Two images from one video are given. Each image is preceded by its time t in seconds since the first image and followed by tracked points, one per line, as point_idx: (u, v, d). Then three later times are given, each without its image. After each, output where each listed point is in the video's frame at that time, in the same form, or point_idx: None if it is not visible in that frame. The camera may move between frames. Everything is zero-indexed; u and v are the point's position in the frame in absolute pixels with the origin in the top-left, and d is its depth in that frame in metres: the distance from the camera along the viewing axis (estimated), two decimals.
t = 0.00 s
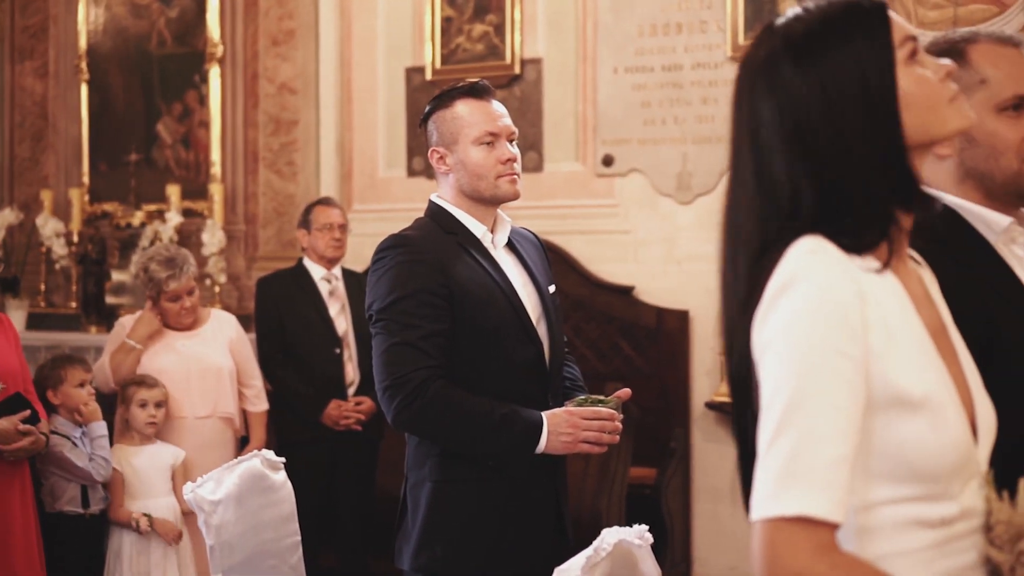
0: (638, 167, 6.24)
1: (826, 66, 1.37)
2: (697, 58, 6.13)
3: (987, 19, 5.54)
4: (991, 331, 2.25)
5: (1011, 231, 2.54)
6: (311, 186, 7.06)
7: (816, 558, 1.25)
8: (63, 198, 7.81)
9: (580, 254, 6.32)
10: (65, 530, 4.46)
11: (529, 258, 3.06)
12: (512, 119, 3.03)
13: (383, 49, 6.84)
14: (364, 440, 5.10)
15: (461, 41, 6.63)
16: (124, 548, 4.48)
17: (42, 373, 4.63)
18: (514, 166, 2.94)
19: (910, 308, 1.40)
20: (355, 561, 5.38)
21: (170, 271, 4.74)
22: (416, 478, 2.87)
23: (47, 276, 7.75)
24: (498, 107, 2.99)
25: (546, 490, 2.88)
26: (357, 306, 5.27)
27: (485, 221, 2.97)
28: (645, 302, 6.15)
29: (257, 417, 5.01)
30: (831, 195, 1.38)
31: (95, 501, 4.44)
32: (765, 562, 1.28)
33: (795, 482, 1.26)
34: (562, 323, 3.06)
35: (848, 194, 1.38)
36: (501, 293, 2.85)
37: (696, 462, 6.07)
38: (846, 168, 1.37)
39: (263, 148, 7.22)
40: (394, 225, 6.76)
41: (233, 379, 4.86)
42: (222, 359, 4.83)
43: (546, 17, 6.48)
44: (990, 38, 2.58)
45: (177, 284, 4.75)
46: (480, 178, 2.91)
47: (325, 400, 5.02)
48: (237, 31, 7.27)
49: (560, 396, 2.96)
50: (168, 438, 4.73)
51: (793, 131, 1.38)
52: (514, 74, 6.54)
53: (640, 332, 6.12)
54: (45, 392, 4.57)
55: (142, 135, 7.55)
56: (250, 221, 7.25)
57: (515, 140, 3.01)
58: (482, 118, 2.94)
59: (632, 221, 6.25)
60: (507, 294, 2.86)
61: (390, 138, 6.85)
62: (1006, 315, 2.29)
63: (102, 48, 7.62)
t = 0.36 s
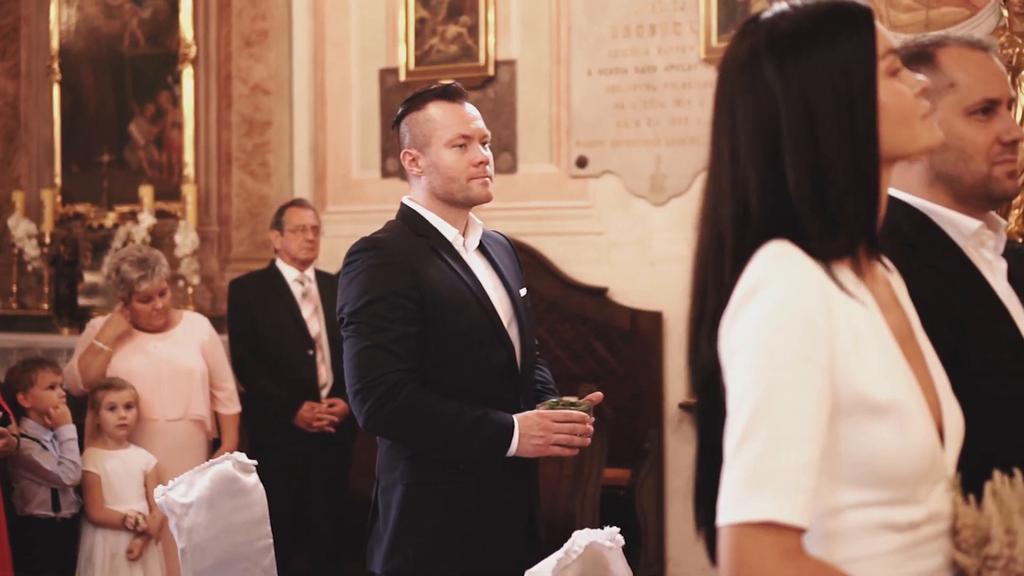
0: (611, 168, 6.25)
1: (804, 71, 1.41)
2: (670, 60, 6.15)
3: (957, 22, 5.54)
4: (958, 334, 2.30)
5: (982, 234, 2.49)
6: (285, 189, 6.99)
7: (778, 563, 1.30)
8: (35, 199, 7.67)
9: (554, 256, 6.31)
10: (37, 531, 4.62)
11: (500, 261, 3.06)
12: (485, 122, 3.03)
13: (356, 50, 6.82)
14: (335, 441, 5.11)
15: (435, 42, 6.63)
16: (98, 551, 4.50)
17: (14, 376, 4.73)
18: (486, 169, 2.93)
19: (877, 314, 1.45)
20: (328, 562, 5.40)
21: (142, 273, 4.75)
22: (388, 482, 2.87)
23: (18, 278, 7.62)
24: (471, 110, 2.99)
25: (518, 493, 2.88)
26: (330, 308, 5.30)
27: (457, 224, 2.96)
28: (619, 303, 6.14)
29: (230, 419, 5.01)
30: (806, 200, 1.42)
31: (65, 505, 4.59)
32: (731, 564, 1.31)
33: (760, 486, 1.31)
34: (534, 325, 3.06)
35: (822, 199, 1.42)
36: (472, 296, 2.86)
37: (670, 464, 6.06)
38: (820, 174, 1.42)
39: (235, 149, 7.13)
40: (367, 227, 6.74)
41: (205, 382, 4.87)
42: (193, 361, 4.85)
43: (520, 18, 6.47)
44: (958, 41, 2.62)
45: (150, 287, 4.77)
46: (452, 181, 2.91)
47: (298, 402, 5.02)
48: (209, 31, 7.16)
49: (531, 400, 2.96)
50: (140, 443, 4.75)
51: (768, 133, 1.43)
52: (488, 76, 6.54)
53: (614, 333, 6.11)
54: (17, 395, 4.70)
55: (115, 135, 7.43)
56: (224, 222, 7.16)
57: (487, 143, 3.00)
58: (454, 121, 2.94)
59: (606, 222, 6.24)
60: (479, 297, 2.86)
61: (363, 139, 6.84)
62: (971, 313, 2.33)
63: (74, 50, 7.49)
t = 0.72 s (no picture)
0: (585, 169, 6.26)
1: (775, 76, 1.42)
2: (644, 61, 6.21)
3: (929, 24, 5.76)
4: (927, 339, 2.26)
5: (951, 238, 2.47)
6: (259, 189, 6.97)
7: (745, 567, 1.31)
8: (6, 200, 7.53)
9: (528, 256, 6.32)
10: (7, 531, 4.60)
11: (471, 263, 3.06)
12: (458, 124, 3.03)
13: (331, 50, 6.84)
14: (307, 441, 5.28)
15: (409, 42, 6.63)
16: (68, 556, 4.56)
17: None
18: (459, 170, 2.93)
19: (847, 318, 1.46)
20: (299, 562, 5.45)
21: (115, 268, 4.78)
22: (359, 483, 2.87)
23: None
24: (444, 112, 2.99)
25: (489, 495, 2.89)
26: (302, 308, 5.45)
27: (429, 225, 2.97)
28: (594, 303, 6.16)
29: (203, 420, 5.10)
30: (774, 204, 1.44)
31: (34, 509, 4.57)
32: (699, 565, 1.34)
33: (728, 489, 1.32)
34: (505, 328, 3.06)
35: (792, 203, 1.44)
36: (444, 299, 2.86)
37: (645, 463, 6.08)
38: (787, 179, 1.43)
39: (209, 149, 7.09)
40: (343, 227, 6.77)
41: (177, 384, 4.96)
42: (165, 364, 4.92)
43: (494, 19, 6.48)
44: (927, 44, 2.58)
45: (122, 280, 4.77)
46: (425, 183, 2.91)
47: (271, 403, 5.18)
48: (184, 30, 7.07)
49: (502, 402, 2.97)
50: (110, 445, 4.83)
51: (734, 137, 1.45)
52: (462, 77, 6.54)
53: (588, 333, 6.12)
54: None
55: (88, 135, 7.29)
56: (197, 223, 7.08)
57: (460, 145, 3.00)
58: (427, 124, 2.94)
59: (580, 223, 6.26)
60: (451, 300, 2.87)
61: (338, 141, 6.87)
62: (938, 316, 2.29)
63: (48, 49, 7.34)
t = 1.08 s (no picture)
0: (561, 170, 6.27)
1: (748, 78, 1.43)
2: (619, 62, 6.21)
3: (904, 25, 5.87)
4: (897, 343, 2.26)
5: (922, 241, 2.47)
6: (235, 190, 6.94)
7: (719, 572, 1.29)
8: None
9: (504, 256, 6.32)
10: None
11: (445, 265, 3.07)
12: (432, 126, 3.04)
13: (307, 50, 6.84)
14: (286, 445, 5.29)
15: (385, 43, 6.62)
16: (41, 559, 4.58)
17: None
18: (433, 172, 2.93)
19: (814, 323, 1.46)
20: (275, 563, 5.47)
21: (86, 255, 4.85)
22: (333, 485, 2.87)
23: None
24: (418, 113, 2.99)
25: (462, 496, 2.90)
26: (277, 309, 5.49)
27: (402, 228, 2.97)
28: (570, 304, 6.17)
29: (179, 423, 5.08)
30: (744, 208, 1.44)
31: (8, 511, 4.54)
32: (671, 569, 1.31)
33: (701, 493, 1.30)
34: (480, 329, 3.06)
35: (762, 207, 1.44)
36: (418, 301, 2.86)
37: (621, 464, 6.08)
38: (756, 182, 1.43)
39: (184, 149, 7.04)
40: (320, 227, 6.77)
41: (152, 385, 4.97)
42: (139, 365, 4.94)
43: (470, 19, 6.48)
44: (897, 46, 2.52)
45: (92, 266, 4.83)
46: (398, 185, 2.91)
47: (246, 404, 5.22)
48: (158, 29, 7.04)
49: (476, 403, 2.97)
50: (82, 447, 4.84)
51: (705, 139, 1.46)
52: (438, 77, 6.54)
53: (565, 333, 6.14)
54: None
55: (63, 136, 7.25)
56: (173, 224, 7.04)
57: (434, 148, 3.01)
58: (401, 126, 2.94)
59: (556, 223, 6.27)
60: (425, 302, 2.87)
61: (314, 141, 6.87)
62: (912, 324, 2.28)
63: (21, 49, 7.33)
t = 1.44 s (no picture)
0: (539, 171, 6.26)
1: (727, 79, 1.44)
2: (596, 63, 6.22)
3: (878, 26, 5.89)
4: (870, 347, 2.26)
5: (894, 243, 2.45)
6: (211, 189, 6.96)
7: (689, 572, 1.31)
8: None
9: (481, 256, 6.32)
10: None
11: (420, 266, 3.07)
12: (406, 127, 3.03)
13: (283, 51, 6.84)
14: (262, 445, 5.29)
15: (361, 43, 6.62)
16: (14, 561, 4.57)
17: None
18: (407, 174, 2.93)
19: (784, 327, 1.47)
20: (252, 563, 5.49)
21: (66, 252, 4.86)
22: (307, 487, 2.87)
23: None
24: (392, 114, 2.98)
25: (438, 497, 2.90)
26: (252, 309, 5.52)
27: (377, 229, 2.96)
28: (547, 304, 6.17)
29: (154, 424, 5.08)
30: (719, 208, 1.45)
31: None
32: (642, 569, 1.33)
33: (672, 496, 1.31)
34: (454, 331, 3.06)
35: (737, 208, 1.45)
36: (393, 302, 2.86)
37: (597, 464, 6.09)
38: (732, 183, 1.44)
39: (160, 150, 7.03)
40: (295, 228, 6.77)
41: (127, 386, 4.97)
42: (114, 365, 4.94)
43: (446, 20, 6.48)
44: (869, 48, 2.51)
45: (71, 261, 4.84)
46: (372, 186, 2.90)
47: (222, 407, 5.22)
48: (134, 29, 7.02)
49: (451, 403, 2.97)
50: (55, 447, 4.83)
51: (683, 139, 1.47)
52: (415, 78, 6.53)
53: (542, 334, 6.14)
54: None
55: (37, 135, 7.09)
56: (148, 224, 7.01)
57: (408, 149, 3.01)
58: (375, 127, 2.94)
59: (533, 224, 6.27)
60: (399, 303, 2.87)
61: (290, 141, 6.86)
62: (884, 325, 2.28)
63: None
